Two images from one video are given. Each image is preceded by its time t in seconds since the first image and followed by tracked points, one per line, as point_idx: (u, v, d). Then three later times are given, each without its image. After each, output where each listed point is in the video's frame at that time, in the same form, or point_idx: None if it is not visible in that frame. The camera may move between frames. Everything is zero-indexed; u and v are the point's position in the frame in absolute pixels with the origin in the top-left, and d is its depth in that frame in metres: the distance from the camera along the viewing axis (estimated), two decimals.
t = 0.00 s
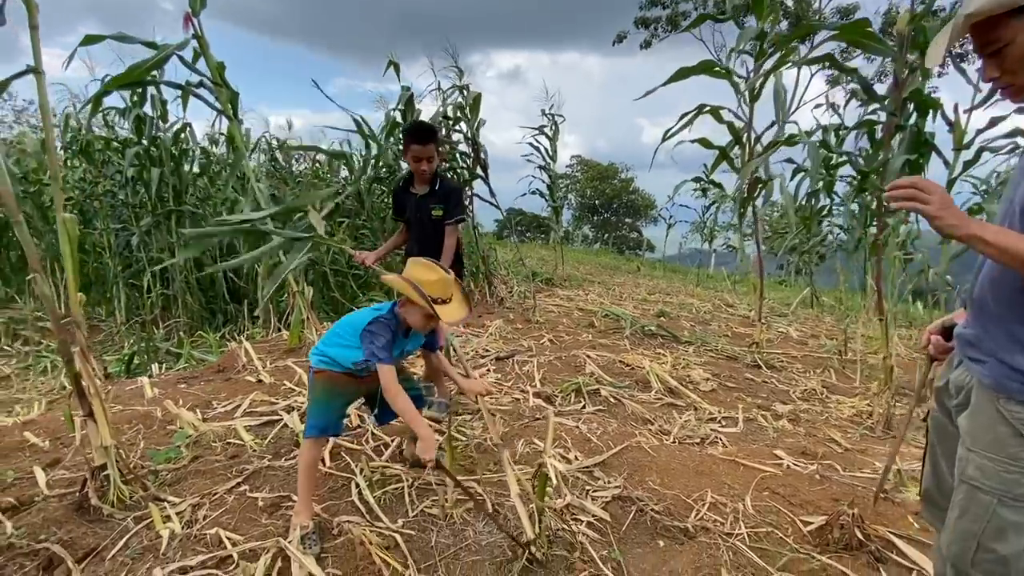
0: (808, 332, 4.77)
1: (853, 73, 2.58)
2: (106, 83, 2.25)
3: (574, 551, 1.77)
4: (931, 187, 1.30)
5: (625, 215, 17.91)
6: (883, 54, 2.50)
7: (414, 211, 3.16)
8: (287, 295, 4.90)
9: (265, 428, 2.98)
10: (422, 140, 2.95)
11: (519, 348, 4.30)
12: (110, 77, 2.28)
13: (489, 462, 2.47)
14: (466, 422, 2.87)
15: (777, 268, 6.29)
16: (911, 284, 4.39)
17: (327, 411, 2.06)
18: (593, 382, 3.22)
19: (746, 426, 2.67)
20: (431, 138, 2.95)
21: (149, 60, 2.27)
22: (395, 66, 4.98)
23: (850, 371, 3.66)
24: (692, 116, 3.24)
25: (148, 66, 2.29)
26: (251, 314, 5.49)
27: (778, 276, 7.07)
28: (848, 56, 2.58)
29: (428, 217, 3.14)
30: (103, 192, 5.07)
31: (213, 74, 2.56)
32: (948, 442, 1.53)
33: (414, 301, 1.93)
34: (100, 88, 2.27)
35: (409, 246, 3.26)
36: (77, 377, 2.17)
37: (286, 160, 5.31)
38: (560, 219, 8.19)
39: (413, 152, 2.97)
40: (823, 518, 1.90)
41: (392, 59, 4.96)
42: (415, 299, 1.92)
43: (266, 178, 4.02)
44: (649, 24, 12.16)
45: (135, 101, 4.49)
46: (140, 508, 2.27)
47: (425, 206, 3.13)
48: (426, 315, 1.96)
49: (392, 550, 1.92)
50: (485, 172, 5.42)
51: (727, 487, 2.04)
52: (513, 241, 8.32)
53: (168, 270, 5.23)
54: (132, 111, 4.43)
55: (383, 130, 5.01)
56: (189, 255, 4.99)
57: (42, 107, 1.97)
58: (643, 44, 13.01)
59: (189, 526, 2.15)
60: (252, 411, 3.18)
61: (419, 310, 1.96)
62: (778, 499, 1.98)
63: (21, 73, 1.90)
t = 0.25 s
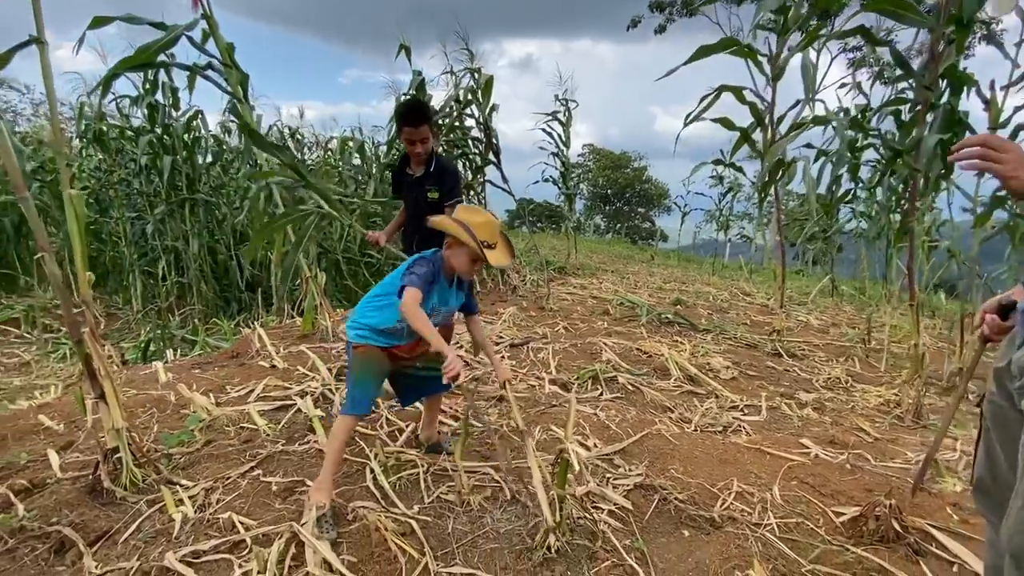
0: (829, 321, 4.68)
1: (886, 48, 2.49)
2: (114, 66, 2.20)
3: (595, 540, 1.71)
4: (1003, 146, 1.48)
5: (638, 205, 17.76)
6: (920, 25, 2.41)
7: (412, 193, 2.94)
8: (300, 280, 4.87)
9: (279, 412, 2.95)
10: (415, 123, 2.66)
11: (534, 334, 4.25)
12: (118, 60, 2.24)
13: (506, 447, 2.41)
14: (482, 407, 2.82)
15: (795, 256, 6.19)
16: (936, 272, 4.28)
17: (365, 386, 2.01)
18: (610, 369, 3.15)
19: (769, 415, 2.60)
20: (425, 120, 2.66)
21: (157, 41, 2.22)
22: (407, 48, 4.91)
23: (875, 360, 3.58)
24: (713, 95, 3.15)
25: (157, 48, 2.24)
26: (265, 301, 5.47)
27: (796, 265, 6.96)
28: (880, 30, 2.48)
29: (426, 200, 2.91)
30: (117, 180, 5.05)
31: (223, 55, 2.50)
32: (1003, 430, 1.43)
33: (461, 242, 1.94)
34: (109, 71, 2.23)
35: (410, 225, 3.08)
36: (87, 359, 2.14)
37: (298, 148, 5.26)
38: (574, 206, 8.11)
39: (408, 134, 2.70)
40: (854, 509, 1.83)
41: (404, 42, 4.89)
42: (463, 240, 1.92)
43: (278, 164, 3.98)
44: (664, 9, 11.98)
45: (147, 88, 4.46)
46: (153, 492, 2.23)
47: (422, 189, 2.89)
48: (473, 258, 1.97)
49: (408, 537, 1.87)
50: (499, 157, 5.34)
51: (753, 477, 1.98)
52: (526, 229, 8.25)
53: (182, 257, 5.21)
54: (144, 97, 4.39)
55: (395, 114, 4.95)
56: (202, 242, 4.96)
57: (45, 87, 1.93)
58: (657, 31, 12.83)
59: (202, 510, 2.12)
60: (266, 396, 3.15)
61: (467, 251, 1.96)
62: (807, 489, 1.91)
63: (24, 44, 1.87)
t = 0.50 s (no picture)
0: (844, 313, 4.60)
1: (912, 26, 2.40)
2: (119, 52, 2.15)
3: (611, 533, 1.67)
4: None
5: (647, 197, 17.64)
6: (947, 4, 2.33)
7: (406, 169, 2.83)
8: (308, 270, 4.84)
9: (287, 402, 2.91)
10: (413, 99, 2.54)
11: (543, 325, 4.20)
12: (123, 46, 2.19)
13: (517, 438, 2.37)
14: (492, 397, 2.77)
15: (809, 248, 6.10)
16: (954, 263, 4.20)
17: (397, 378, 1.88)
18: (622, 360, 3.10)
19: (786, 407, 2.54)
20: (424, 96, 2.55)
21: (163, 27, 2.17)
22: (414, 35, 4.84)
23: (892, 353, 3.51)
24: (728, 79, 3.07)
25: (162, 34, 2.18)
26: (274, 292, 5.44)
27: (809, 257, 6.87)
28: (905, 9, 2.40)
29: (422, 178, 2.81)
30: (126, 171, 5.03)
31: (229, 40, 2.45)
32: None
33: (464, 196, 1.80)
34: (114, 56, 2.18)
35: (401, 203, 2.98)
36: (91, 345, 2.11)
37: (306, 140, 5.21)
38: (583, 197, 8.03)
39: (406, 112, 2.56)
40: (879, 504, 1.78)
41: (412, 28, 4.82)
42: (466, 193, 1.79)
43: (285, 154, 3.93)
44: None
45: (154, 79, 4.43)
46: (159, 481, 2.20)
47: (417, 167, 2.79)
48: (479, 215, 1.84)
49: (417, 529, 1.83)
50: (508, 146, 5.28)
51: (772, 470, 1.93)
52: (535, 220, 8.18)
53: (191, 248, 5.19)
54: (152, 88, 4.36)
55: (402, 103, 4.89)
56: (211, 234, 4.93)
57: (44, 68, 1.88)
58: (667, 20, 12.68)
59: (209, 499, 2.08)
60: (274, 385, 3.12)
61: (471, 207, 1.83)
62: (828, 483, 1.86)
63: (22, 22, 1.82)
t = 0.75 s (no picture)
0: (857, 306, 4.53)
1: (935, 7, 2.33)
2: (122, 39, 2.10)
3: (624, 529, 1.62)
4: None
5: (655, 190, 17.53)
6: None
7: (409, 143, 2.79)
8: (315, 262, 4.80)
9: (292, 393, 2.88)
10: (429, 74, 2.52)
11: (552, 318, 4.14)
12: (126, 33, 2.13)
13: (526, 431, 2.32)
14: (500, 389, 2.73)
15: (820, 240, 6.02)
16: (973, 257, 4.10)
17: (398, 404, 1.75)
18: (632, 352, 3.05)
19: (801, 400, 2.49)
20: (440, 73, 2.53)
21: (166, 14, 2.11)
22: (420, 23, 4.78)
23: (908, 346, 3.44)
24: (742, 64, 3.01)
25: (166, 21, 2.13)
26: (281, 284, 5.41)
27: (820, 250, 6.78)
28: None
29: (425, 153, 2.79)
30: (133, 164, 5.00)
31: (233, 27, 2.40)
32: None
33: (431, 182, 1.63)
34: (117, 44, 2.13)
35: (395, 177, 2.96)
36: (93, 334, 2.07)
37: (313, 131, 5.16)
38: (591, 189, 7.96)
39: (420, 85, 2.53)
40: (902, 499, 1.73)
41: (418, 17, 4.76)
42: (434, 178, 1.62)
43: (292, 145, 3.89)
44: None
45: (160, 70, 4.39)
46: (163, 472, 2.17)
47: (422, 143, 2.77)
48: (452, 205, 1.67)
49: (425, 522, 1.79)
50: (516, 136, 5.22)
51: (790, 465, 1.87)
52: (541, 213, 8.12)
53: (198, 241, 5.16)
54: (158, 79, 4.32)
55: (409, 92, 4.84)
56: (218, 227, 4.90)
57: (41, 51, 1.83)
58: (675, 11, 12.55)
59: (213, 491, 2.05)
60: (280, 376, 3.08)
61: (441, 195, 1.65)
62: (849, 479, 1.81)
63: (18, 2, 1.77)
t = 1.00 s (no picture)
0: (867, 302, 4.48)
1: None
2: (126, 32, 2.07)
3: (637, 527, 1.59)
4: None
5: (660, 187, 17.47)
6: None
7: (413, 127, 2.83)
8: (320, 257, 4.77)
9: (298, 388, 2.85)
10: (443, 61, 2.58)
11: (558, 313, 4.11)
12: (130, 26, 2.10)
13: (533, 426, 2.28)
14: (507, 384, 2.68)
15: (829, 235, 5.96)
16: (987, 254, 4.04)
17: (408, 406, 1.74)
18: (641, 348, 3.01)
19: (814, 397, 2.45)
20: (453, 61, 2.60)
21: (169, 7, 2.08)
22: (424, 16, 4.74)
23: (920, 343, 3.40)
24: (752, 54, 2.96)
25: (169, 14, 2.10)
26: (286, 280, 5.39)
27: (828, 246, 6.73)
28: None
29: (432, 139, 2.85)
30: (138, 159, 4.98)
31: (237, 20, 2.36)
32: None
33: (435, 164, 1.58)
34: (121, 37, 2.10)
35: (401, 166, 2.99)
36: (95, 328, 2.04)
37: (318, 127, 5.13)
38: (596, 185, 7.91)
39: (433, 72, 2.58)
40: (922, 498, 1.69)
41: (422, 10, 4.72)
42: (439, 164, 1.57)
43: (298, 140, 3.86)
44: None
45: (164, 65, 4.36)
46: (167, 468, 2.15)
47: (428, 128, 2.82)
48: (453, 192, 1.64)
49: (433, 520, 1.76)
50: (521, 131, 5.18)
51: (806, 463, 1.84)
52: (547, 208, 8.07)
53: (203, 236, 5.14)
54: (162, 74, 4.30)
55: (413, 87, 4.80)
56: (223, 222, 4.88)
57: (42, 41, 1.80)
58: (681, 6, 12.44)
59: (217, 487, 2.02)
60: (284, 372, 3.05)
61: (443, 180, 1.62)
62: (866, 477, 1.78)
63: None
